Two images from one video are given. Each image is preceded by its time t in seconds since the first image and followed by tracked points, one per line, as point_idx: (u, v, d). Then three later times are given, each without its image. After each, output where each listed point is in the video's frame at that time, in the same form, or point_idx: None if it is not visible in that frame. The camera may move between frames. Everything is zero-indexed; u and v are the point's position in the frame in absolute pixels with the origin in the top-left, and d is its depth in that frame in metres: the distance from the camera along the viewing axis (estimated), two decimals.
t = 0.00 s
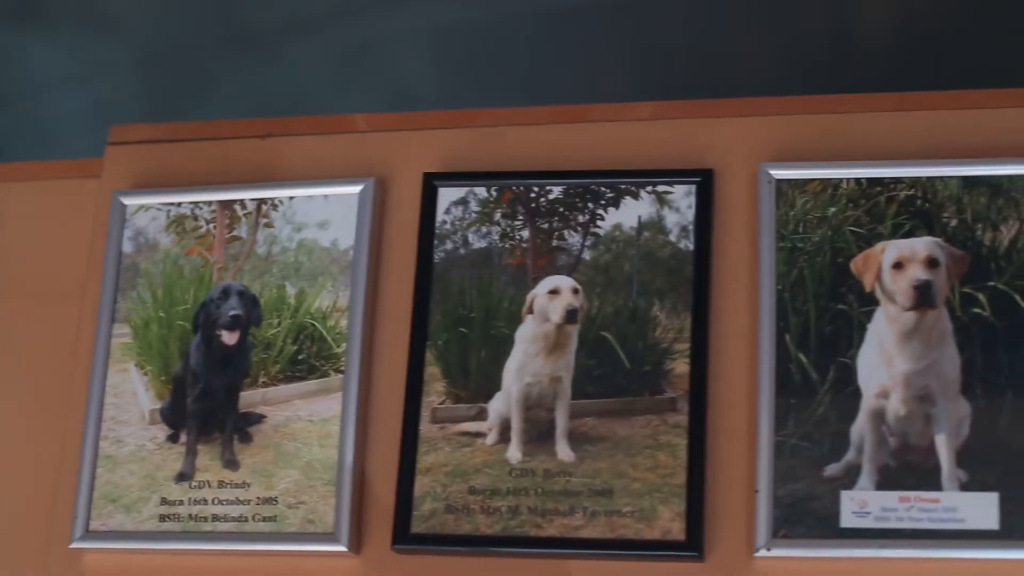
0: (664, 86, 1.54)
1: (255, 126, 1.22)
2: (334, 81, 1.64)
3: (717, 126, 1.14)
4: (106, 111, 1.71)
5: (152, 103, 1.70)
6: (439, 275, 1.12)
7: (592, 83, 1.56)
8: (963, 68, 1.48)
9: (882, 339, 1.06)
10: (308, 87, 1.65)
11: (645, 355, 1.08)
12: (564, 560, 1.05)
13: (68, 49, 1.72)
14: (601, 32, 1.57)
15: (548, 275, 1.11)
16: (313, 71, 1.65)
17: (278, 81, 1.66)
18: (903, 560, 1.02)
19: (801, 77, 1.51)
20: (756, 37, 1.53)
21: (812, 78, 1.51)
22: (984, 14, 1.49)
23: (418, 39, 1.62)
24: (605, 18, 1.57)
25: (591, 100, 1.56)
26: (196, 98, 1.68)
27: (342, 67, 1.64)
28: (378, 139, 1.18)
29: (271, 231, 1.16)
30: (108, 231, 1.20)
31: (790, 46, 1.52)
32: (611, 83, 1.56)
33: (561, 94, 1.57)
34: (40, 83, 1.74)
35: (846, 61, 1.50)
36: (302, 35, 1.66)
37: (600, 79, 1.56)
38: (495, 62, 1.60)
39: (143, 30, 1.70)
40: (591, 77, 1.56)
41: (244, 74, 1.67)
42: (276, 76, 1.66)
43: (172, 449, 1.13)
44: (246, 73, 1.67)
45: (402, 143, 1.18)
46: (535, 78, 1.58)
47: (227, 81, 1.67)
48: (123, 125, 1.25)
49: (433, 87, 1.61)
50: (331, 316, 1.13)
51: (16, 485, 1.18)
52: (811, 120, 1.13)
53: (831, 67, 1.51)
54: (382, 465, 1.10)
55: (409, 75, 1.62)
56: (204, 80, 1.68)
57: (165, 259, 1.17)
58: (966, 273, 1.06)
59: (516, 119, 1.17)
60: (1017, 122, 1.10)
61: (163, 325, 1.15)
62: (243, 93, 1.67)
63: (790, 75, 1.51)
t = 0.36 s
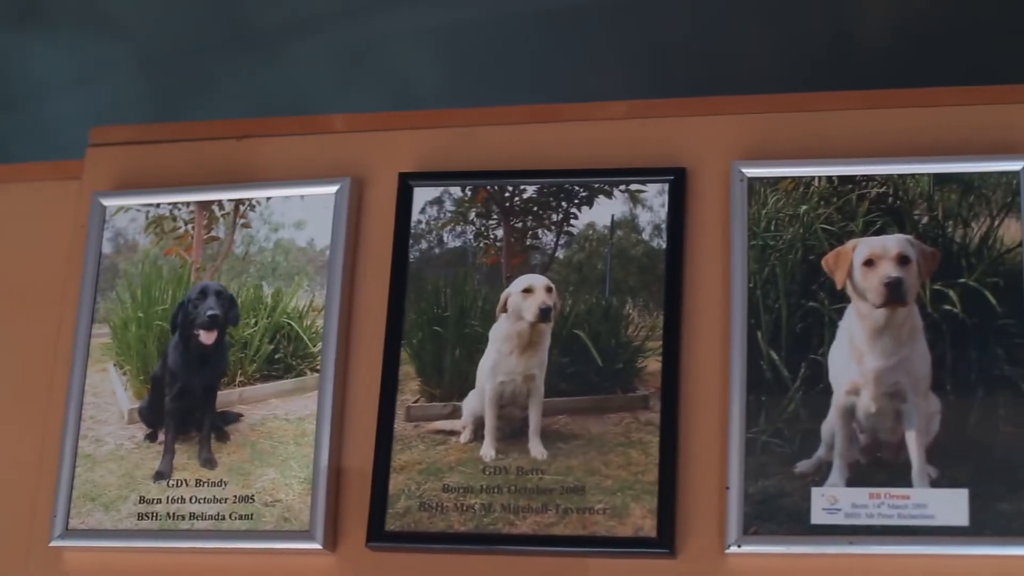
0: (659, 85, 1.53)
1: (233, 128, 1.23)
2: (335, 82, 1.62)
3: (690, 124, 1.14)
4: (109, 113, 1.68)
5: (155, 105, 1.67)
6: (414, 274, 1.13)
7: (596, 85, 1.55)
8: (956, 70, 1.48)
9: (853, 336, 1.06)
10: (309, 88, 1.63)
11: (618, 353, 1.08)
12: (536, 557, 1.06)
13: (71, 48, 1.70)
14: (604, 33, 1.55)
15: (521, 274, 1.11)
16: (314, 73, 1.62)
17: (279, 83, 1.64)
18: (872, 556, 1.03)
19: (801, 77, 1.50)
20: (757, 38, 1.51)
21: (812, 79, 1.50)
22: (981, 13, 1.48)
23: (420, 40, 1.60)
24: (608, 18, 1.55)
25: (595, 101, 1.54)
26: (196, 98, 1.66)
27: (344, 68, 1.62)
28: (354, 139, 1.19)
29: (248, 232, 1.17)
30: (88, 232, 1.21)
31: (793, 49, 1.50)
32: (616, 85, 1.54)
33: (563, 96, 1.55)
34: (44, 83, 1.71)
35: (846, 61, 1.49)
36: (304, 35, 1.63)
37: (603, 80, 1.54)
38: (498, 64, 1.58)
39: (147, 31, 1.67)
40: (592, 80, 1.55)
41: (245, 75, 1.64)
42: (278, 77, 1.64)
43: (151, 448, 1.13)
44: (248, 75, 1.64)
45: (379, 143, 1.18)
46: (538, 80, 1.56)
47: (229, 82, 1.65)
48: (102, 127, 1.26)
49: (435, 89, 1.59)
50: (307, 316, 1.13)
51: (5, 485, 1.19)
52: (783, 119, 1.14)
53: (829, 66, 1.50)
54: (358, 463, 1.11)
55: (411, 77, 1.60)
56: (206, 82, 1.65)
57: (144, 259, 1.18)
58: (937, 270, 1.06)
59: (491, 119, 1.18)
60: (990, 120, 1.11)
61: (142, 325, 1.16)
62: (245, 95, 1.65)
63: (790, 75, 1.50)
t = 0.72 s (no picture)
0: (654, 82, 1.51)
1: (212, 128, 1.23)
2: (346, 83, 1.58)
3: (664, 123, 1.15)
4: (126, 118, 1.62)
5: (171, 108, 1.62)
6: (389, 274, 1.14)
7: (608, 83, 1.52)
8: (954, 71, 1.45)
9: (824, 333, 1.07)
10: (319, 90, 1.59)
11: (590, 351, 1.09)
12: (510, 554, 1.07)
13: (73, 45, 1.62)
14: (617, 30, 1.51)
15: (495, 273, 1.12)
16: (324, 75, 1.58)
17: (288, 85, 1.60)
18: (842, 552, 1.03)
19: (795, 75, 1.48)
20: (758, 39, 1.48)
21: (810, 78, 1.47)
22: (982, 12, 1.44)
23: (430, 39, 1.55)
24: (620, 15, 1.50)
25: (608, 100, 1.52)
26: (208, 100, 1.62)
27: (354, 69, 1.57)
28: (331, 139, 1.19)
29: (226, 232, 1.18)
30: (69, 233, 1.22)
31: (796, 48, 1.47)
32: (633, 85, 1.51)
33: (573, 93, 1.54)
34: (52, 87, 1.65)
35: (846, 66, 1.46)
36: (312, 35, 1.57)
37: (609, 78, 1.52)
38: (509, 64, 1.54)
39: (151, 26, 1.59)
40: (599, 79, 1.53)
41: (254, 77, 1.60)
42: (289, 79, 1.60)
43: (130, 446, 1.15)
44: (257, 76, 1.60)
45: (355, 143, 1.19)
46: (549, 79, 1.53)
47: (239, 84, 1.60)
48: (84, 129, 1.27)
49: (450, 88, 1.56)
50: (283, 315, 1.14)
51: None
52: (756, 117, 1.14)
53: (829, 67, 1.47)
54: (333, 461, 1.12)
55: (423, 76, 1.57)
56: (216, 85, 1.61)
57: (124, 259, 1.19)
58: (907, 267, 1.07)
59: (466, 118, 1.18)
60: (961, 116, 1.12)
61: (122, 325, 1.17)
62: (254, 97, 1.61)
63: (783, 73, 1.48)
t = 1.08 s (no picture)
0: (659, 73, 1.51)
1: (190, 128, 1.24)
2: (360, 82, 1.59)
3: (636, 122, 1.15)
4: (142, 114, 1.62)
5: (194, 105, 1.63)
6: (363, 273, 1.14)
7: (619, 80, 1.53)
8: (953, 73, 1.45)
9: (792, 330, 1.07)
10: (334, 87, 1.60)
11: (560, 349, 1.10)
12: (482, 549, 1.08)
13: (95, 50, 1.65)
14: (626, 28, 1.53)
15: (467, 271, 1.13)
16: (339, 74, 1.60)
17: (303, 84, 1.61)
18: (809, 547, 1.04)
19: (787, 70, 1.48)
20: (758, 37, 1.49)
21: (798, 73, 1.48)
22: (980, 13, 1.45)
23: (444, 39, 1.57)
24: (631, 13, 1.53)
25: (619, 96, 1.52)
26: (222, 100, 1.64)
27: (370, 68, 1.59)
28: (307, 140, 1.20)
29: (203, 232, 1.19)
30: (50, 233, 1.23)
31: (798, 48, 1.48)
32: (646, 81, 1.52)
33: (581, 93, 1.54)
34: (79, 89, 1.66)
35: (843, 66, 1.47)
36: (327, 35, 1.59)
37: (619, 75, 1.53)
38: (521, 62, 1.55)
39: (175, 30, 1.63)
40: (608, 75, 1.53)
41: (271, 76, 1.62)
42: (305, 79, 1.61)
43: (107, 445, 1.16)
44: (274, 76, 1.62)
45: (330, 144, 1.20)
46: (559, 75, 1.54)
47: (255, 83, 1.62)
48: (65, 130, 1.28)
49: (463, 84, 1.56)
50: (259, 314, 1.15)
51: None
52: (728, 115, 1.14)
53: (828, 67, 1.47)
54: (308, 458, 1.13)
55: (436, 73, 1.57)
56: (234, 85, 1.63)
57: (103, 259, 1.21)
58: (875, 265, 1.08)
59: (441, 118, 1.19)
60: (931, 113, 1.12)
61: (100, 324, 1.19)
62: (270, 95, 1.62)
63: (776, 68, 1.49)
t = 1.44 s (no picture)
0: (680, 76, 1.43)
1: (167, 128, 1.25)
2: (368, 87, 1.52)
3: (605, 121, 1.16)
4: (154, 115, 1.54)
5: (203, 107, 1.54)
6: (335, 271, 1.15)
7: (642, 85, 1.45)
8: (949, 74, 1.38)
9: (758, 328, 1.08)
10: (343, 92, 1.52)
11: (529, 347, 1.10)
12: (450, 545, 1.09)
13: (95, 50, 1.55)
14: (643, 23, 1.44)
15: (437, 270, 1.14)
16: (348, 78, 1.52)
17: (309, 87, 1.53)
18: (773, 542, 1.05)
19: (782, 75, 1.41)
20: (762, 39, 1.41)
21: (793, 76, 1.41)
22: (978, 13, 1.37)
23: (452, 37, 1.48)
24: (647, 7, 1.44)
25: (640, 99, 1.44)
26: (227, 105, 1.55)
27: (380, 70, 1.51)
28: (281, 140, 1.21)
29: (178, 231, 1.20)
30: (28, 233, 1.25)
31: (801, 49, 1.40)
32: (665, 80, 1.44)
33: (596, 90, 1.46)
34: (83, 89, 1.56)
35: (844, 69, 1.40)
36: (335, 32, 1.51)
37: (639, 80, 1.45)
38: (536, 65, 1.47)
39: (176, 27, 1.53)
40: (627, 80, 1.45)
41: (279, 80, 1.53)
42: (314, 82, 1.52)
43: (83, 442, 1.17)
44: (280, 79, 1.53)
45: (304, 144, 1.21)
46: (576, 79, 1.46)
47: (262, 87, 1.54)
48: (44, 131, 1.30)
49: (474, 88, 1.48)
50: (232, 312, 1.16)
51: None
52: (696, 114, 1.15)
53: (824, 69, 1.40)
54: (280, 455, 1.14)
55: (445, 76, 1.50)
56: (239, 89, 1.54)
57: (79, 259, 1.22)
58: (842, 262, 1.08)
59: (414, 118, 1.20)
60: (896, 114, 1.13)
61: (76, 323, 1.20)
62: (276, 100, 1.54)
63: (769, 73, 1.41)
